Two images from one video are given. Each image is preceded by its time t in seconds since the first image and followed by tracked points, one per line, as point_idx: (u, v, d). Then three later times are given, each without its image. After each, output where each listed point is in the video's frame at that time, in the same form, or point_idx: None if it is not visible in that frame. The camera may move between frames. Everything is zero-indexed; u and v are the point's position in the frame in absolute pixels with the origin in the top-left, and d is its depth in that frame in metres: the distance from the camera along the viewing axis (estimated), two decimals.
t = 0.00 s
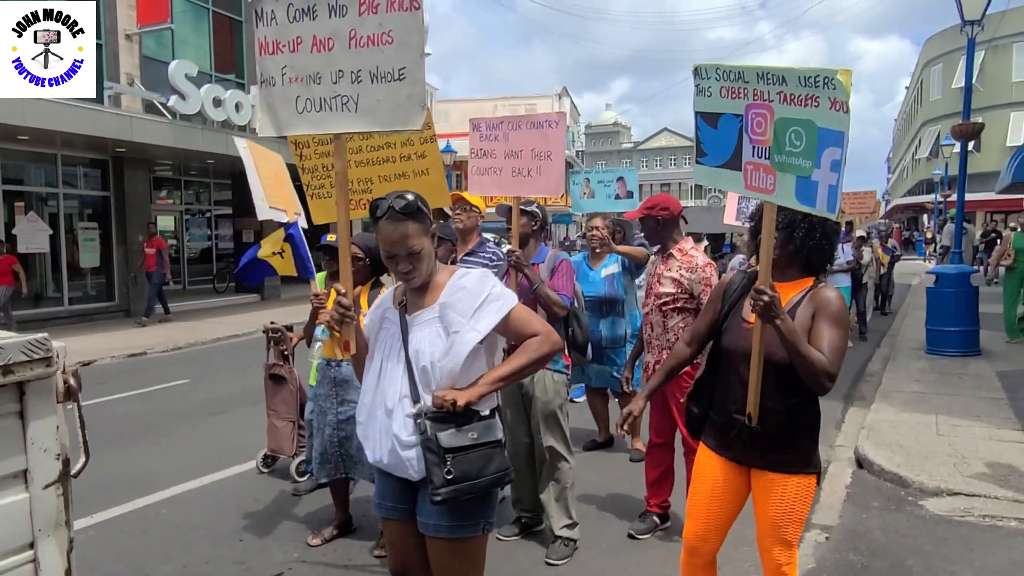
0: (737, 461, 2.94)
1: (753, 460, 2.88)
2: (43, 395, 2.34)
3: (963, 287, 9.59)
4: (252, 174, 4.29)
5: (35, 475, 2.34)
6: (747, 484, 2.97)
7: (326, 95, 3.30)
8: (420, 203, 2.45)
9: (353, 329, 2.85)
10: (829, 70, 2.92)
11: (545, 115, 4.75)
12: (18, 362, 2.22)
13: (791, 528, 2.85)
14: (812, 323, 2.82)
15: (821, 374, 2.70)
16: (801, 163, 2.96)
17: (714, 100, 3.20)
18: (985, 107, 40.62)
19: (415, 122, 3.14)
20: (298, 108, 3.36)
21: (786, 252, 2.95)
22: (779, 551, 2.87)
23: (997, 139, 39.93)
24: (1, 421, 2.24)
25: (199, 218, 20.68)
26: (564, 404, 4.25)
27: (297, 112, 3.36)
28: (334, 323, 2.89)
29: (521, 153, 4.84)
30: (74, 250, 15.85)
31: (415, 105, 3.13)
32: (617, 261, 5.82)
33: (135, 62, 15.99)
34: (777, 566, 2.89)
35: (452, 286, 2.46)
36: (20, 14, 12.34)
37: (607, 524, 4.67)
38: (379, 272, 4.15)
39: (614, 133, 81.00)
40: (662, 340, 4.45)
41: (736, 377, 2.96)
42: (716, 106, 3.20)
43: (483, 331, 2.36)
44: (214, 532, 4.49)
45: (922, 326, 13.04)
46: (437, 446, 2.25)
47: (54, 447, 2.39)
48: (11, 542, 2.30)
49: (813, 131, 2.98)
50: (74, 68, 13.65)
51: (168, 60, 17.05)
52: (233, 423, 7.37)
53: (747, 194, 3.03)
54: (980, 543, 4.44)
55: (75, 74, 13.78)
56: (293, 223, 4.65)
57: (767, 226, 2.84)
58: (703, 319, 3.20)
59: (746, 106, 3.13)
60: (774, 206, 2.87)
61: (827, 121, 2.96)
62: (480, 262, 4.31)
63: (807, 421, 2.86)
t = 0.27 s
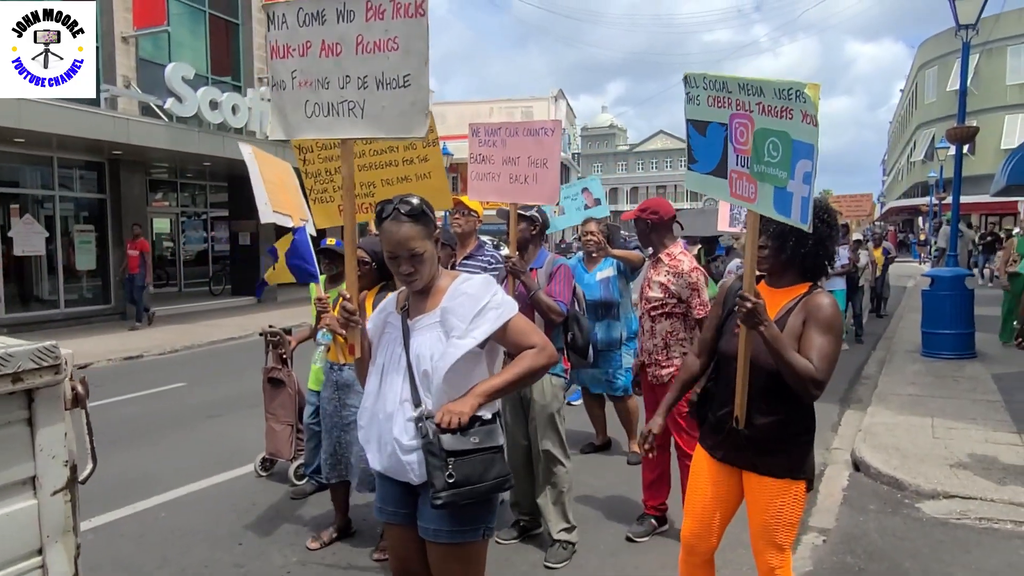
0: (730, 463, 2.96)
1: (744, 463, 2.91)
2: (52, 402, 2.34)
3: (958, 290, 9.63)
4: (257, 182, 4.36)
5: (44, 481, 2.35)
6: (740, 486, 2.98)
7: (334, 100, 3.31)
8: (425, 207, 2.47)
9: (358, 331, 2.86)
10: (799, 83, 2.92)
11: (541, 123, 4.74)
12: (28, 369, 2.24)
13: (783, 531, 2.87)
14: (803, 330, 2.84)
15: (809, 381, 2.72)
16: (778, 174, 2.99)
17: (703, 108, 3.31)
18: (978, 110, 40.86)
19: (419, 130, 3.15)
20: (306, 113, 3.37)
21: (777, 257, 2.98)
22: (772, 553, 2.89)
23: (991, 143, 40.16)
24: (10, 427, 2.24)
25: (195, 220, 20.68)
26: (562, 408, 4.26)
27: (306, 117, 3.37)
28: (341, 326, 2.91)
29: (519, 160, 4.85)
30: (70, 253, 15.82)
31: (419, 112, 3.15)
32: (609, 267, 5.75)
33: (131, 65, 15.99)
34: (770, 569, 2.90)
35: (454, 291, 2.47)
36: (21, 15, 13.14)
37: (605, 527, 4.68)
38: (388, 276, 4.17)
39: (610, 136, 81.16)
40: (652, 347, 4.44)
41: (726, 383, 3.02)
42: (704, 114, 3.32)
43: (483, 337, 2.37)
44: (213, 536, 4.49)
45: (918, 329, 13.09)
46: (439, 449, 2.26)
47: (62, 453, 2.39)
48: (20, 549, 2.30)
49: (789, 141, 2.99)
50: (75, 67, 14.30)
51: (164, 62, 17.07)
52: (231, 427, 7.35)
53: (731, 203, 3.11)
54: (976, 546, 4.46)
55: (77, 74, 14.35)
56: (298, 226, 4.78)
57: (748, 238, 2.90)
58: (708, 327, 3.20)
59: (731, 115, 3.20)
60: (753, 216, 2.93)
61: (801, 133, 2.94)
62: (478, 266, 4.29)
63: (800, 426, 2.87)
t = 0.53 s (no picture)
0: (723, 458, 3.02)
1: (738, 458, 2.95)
2: (77, 400, 2.36)
3: (953, 292, 9.70)
4: (257, 188, 4.48)
5: (70, 477, 2.37)
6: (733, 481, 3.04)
7: (335, 102, 3.33)
8: (440, 207, 2.54)
9: (365, 331, 2.88)
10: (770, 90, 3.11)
11: (555, 131, 4.82)
12: (55, 367, 2.26)
13: (778, 526, 2.90)
14: (793, 329, 2.89)
15: (799, 378, 2.76)
16: (757, 177, 3.09)
17: (696, 112, 3.23)
18: (971, 114, 41.08)
19: (415, 131, 3.17)
20: (307, 115, 3.39)
21: (764, 262, 3.06)
22: (768, 548, 2.92)
23: (984, 146, 40.39)
24: (36, 424, 2.26)
25: (191, 222, 20.66)
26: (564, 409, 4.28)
27: (308, 119, 3.39)
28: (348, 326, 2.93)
29: (529, 165, 4.87)
30: (66, 254, 15.84)
31: (416, 114, 3.17)
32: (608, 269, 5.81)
33: (128, 67, 15.96)
34: (768, 562, 2.92)
35: (463, 291, 2.51)
36: (21, 15, 13.38)
37: (608, 527, 4.71)
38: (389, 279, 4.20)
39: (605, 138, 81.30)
40: (654, 348, 4.50)
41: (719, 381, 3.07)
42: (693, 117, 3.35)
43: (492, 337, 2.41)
44: (219, 536, 4.51)
45: (913, 331, 13.17)
46: (448, 448, 2.29)
47: (86, 450, 2.42)
48: (45, 544, 2.32)
49: (766, 147, 3.15)
50: (76, 69, 14.28)
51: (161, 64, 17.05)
52: (230, 428, 7.36)
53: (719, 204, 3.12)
54: (973, 544, 4.51)
55: (77, 75, 14.45)
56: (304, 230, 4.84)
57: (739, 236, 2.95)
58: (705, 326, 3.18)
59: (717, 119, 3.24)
60: (740, 217, 2.98)
61: (777, 139, 3.13)
62: (479, 266, 4.30)
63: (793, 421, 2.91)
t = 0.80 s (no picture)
0: (701, 457, 3.00)
1: (715, 456, 2.94)
2: (67, 405, 2.32)
3: (953, 293, 9.68)
4: (240, 195, 4.48)
5: (59, 484, 2.33)
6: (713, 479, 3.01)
7: (337, 100, 3.30)
8: (446, 204, 2.54)
9: (365, 334, 2.84)
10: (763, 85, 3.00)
11: (572, 136, 4.75)
12: (44, 371, 2.22)
13: (758, 524, 2.87)
14: (767, 325, 2.89)
15: (775, 371, 2.77)
16: (743, 172, 3.08)
17: (676, 113, 3.37)
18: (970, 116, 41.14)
19: (422, 128, 3.13)
20: (309, 112, 3.35)
21: (744, 262, 3.04)
22: (754, 548, 2.88)
23: (982, 148, 40.47)
24: (25, 430, 2.23)
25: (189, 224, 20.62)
26: (566, 415, 4.20)
27: (308, 117, 3.36)
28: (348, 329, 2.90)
29: (544, 167, 4.84)
30: (64, 256, 15.88)
31: (423, 110, 3.13)
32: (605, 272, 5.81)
33: (125, 69, 15.88)
34: (754, 564, 2.89)
35: (464, 291, 2.48)
36: (21, 16, 13.55)
37: (608, 531, 4.67)
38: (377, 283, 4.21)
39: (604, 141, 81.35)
40: (659, 351, 4.49)
41: (693, 378, 3.07)
42: (676, 118, 3.38)
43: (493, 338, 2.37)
44: (215, 541, 4.46)
45: (912, 333, 13.15)
46: (450, 453, 2.25)
47: (77, 456, 2.38)
48: (34, 553, 2.28)
49: (754, 141, 3.08)
50: (76, 68, 14.49)
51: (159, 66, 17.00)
52: (228, 431, 7.31)
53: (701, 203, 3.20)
54: (976, 548, 4.47)
55: (77, 75, 14.46)
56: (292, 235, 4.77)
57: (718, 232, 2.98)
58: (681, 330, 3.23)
59: (701, 118, 3.28)
60: (722, 213, 3.03)
61: (765, 133, 3.04)
62: (480, 269, 4.27)
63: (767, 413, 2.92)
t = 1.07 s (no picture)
0: (680, 456, 3.01)
1: (693, 455, 2.96)
2: (39, 414, 2.28)
3: (954, 295, 9.63)
4: (227, 201, 4.39)
5: (31, 496, 2.29)
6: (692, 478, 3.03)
7: (330, 98, 3.24)
8: (444, 204, 2.50)
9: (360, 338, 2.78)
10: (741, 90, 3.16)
11: (567, 136, 4.70)
12: (13, 380, 2.17)
13: (734, 519, 2.87)
14: (742, 323, 2.91)
15: (754, 370, 2.81)
16: (722, 175, 3.16)
17: (652, 117, 3.43)
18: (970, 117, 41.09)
19: (419, 126, 3.08)
20: (301, 110, 3.30)
21: (722, 264, 3.07)
22: (734, 547, 2.86)
23: (982, 150, 40.44)
24: None
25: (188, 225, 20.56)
26: (562, 420, 4.13)
27: (300, 115, 3.30)
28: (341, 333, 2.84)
29: (542, 168, 4.77)
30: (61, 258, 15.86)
31: (420, 107, 3.08)
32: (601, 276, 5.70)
33: (123, 70, 15.81)
34: (736, 565, 2.86)
35: (460, 292, 2.43)
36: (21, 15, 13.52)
37: (606, 537, 4.61)
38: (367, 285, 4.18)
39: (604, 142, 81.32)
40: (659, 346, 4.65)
41: (669, 377, 3.08)
42: (653, 123, 3.43)
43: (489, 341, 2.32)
44: (207, 547, 4.40)
45: (913, 334, 13.10)
46: (445, 460, 2.19)
47: (49, 468, 2.33)
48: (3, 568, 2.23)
49: (733, 145, 3.20)
50: (76, 68, 14.42)
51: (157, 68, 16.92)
52: (223, 434, 7.24)
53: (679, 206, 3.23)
54: (978, 553, 4.42)
55: (77, 75, 14.45)
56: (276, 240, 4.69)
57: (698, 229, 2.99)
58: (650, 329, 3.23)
59: (678, 123, 3.35)
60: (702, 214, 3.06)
61: (744, 136, 3.17)
62: (477, 271, 4.22)
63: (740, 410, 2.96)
